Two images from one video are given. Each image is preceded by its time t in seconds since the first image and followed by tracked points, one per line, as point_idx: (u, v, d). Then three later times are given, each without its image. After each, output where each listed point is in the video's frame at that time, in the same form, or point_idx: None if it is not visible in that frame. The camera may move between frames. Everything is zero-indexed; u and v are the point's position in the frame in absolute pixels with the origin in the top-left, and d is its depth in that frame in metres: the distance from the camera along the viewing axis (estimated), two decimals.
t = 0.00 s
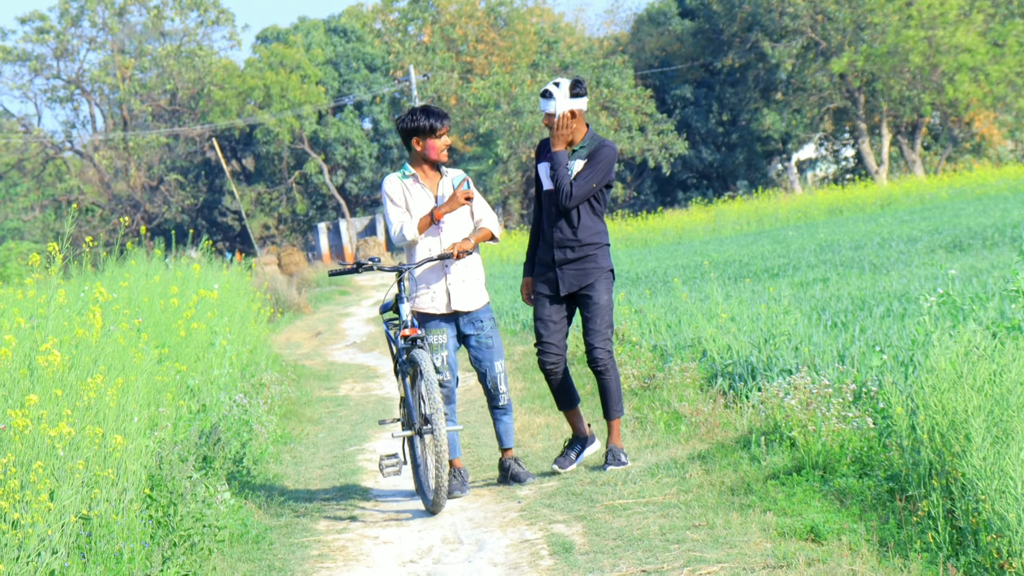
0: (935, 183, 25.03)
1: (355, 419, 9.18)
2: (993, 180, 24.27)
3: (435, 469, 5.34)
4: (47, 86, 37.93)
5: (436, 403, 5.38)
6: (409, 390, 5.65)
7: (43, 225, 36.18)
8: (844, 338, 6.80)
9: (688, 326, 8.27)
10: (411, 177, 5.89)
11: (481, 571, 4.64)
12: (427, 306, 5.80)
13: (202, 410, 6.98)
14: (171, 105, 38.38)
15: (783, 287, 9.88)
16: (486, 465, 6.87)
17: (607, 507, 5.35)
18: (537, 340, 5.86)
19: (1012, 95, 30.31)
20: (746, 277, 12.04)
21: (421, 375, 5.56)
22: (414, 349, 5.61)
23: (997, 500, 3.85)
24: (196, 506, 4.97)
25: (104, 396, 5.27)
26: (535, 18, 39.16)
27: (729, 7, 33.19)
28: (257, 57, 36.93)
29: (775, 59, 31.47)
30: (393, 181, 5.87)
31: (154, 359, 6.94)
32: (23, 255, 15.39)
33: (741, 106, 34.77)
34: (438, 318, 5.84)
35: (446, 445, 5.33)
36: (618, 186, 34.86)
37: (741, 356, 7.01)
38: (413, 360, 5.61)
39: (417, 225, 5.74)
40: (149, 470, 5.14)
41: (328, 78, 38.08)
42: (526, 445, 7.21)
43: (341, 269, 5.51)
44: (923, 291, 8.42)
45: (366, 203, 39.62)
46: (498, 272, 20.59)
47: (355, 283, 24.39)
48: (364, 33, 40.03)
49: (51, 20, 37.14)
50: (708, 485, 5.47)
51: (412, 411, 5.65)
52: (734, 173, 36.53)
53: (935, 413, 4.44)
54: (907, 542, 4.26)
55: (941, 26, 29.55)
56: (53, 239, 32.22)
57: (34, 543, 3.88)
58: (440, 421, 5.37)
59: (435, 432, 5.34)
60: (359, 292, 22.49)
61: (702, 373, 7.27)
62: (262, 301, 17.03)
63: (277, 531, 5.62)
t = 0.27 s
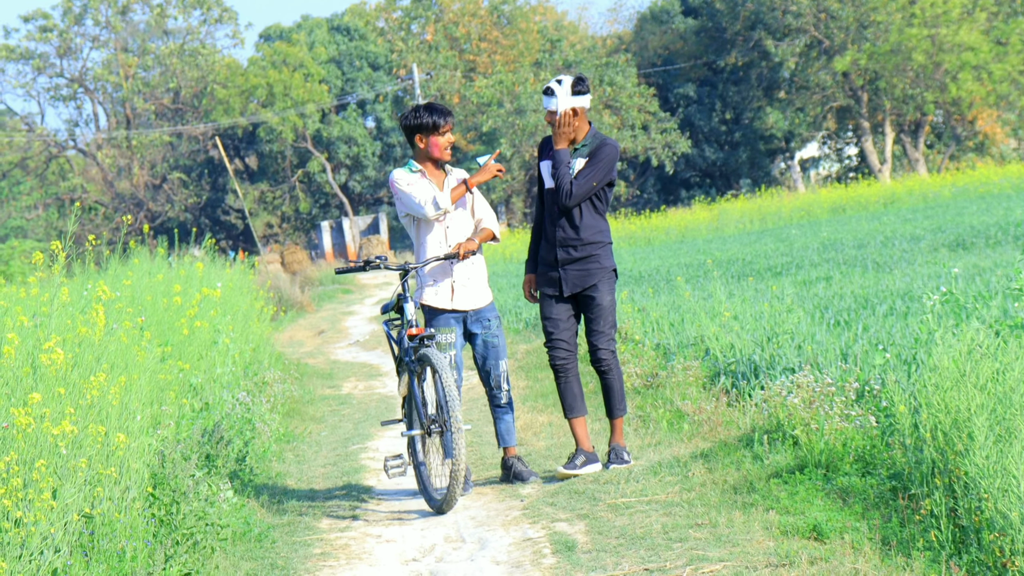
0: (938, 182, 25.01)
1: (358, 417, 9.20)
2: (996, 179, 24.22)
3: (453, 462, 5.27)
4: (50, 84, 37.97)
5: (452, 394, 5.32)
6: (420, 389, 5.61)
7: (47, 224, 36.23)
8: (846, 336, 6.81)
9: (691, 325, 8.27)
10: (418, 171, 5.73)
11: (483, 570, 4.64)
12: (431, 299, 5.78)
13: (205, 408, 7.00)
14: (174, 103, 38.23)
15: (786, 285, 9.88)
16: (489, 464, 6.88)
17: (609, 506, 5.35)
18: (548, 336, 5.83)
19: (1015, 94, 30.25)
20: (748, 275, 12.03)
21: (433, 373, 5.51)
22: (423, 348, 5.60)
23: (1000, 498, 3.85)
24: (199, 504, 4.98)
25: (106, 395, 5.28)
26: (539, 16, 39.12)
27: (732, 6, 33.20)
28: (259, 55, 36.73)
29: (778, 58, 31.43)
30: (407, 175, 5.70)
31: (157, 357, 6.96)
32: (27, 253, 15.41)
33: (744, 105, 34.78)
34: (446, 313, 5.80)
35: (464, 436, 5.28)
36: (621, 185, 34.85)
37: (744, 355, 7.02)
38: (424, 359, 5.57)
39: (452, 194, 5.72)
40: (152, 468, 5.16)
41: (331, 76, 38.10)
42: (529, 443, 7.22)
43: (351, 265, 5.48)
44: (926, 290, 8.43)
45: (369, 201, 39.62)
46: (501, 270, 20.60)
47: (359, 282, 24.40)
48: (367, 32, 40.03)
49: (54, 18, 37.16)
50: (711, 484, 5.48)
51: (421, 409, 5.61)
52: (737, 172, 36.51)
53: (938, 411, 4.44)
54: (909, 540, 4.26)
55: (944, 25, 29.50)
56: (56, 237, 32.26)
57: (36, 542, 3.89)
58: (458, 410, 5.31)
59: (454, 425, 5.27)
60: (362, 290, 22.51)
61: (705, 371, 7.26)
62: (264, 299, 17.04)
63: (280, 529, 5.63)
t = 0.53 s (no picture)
0: (938, 181, 25.02)
1: (358, 417, 9.20)
2: (997, 178, 24.25)
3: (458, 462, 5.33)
4: (51, 83, 37.98)
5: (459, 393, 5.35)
6: (423, 388, 5.61)
7: (47, 223, 36.26)
8: (847, 335, 6.80)
9: (691, 324, 8.27)
10: (417, 173, 5.76)
11: (483, 569, 4.64)
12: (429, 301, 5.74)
13: (205, 407, 7.00)
14: (174, 102, 38.22)
15: (787, 285, 9.88)
16: (488, 464, 6.89)
17: (610, 506, 5.35)
18: (546, 341, 5.87)
19: (1016, 94, 30.26)
20: (748, 275, 12.04)
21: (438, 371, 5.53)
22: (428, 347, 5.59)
23: (1001, 498, 3.84)
24: (199, 503, 4.98)
25: (107, 394, 5.28)
26: (539, 15, 39.11)
27: (733, 5, 33.22)
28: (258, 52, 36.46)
29: (779, 57, 31.43)
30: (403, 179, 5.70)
31: (157, 356, 6.96)
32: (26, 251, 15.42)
33: (744, 104, 34.79)
34: (443, 315, 5.79)
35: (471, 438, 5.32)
36: (621, 184, 34.85)
37: (745, 354, 7.02)
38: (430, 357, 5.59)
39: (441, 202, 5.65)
40: (152, 468, 5.16)
41: (332, 75, 38.11)
42: (529, 443, 7.22)
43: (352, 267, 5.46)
44: (926, 289, 8.43)
45: (370, 200, 39.61)
46: (502, 269, 20.61)
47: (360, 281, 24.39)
48: (368, 31, 40.04)
49: (55, 17, 37.17)
50: (711, 483, 5.48)
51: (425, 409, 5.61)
52: (737, 171, 36.51)
53: (938, 411, 4.43)
54: (909, 540, 4.27)
55: (945, 24, 29.50)
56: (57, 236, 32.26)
57: (37, 541, 3.89)
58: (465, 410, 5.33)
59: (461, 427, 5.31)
60: (362, 290, 22.51)
61: (705, 370, 7.26)
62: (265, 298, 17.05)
63: (280, 528, 5.64)
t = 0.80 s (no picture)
0: (937, 183, 25.02)
1: (357, 418, 9.19)
2: (996, 180, 24.23)
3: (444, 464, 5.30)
4: (50, 83, 37.96)
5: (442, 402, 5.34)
6: (417, 391, 5.60)
7: (46, 223, 36.25)
8: (846, 337, 6.80)
9: (690, 325, 8.27)
10: (407, 179, 5.81)
11: (481, 570, 4.64)
12: (421, 309, 5.74)
13: (203, 408, 7.00)
14: (173, 103, 38.27)
15: (785, 286, 9.87)
16: (487, 464, 6.89)
17: (608, 507, 5.35)
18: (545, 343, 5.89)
19: (1015, 95, 30.27)
20: (747, 276, 12.02)
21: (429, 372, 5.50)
22: (421, 349, 5.57)
23: (998, 500, 3.85)
24: (197, 504, 4.98)
25: (105, 395, 5.28)
26: (538, 16, 39.10)
27: (732, 6, 33.23)
28: (258, 55, 36.83)
29: (778, 58, 31.43)
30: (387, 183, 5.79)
31: (156, 357, 6.96)
32: (24, 252, 15.41)
33: (743, 105, 34.79)
34: (435, 321, 5.76)
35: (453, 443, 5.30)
36: (620, 185, 34.84)
37: (743, 355, 7.01)
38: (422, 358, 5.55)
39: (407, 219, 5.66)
40: (151, 468, 5.16)
41: (331, 76, 38.11)
42: (527, 444, 7.22)
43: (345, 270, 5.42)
44: (925, 291, 8.43)
45: (368, 201, 39.59)
46: (500, 271, 20.59)
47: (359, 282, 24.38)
48: (367, 32, 40.02)
49: (54, 18, 37.15)
50: (709, 485, 5.48)
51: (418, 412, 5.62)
52: (736, 172, 36.50)
53: (936, 412, 4.44)
54: (907, 541, 4.27)
55: (944, 25, 29.48)
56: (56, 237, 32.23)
57: (35, 542, 3.88)
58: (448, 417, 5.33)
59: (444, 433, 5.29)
60: (361, 291, 22.51)
61: (704, 372, 7.26)
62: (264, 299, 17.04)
63: (278, 529, 5.63)
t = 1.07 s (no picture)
0: (935, 183, 25.03)
1: (356, 419, 9.18)
2: (994, 181, 24.25)
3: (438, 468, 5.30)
4: (48, 85, 37.95)
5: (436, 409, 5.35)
6: (413, 393, 5.56)
7: (44, 225, 36.19)
8: (845, 338, 6.80)
9: (688, 327, 8.27)
10: (406, 184, 5.76)
11: (480, 571, 4.64)
12: (417, 312, 5.74)
13: (202, 409, 7.00)
14: (172, 104, 38.33)
15: (784, 288, 9.88)
16: (487, 466, 6.89)
17: (607, 508, 5.35)
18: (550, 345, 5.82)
19: (1013, 95, 30.30)
20: (746, 277, 12.02)
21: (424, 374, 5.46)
22: (416, 352, 5.54)
23: (997, 500, 3.85)
24: (196, 506, 4.98)
25: (104, 396, 5.28)
26: (536, 17, 39.11)
27: (730, 7, 33.27)
28: (257, 56, 36.76)
29: (777, 59, 31.43)
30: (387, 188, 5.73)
31: (154, 358, 6.95)
32: (23, 253, 15.41)
33: (742, 106, 34.81)
34: (431, 325, 5.75)
35: (448, 446, 5.30)
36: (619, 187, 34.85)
37: (741, 356, 7.01)
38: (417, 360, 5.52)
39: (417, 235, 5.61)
40: (150, 469, 5.15)
41: (329, 77, 38.12)
42: (526, 445, 7.22)
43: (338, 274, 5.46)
44: (923, 291, 8.45)
45: (367, 202, 39.56)
46: (499, 272, 20.58)
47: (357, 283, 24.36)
48: (365, 33, 40.03)
49: (52, 19, 37.16)
50: (709, 486, 5.47)
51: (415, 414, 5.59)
52: (735, 173, 36.51)
53: (935, 413, 4.44)
54: (906, 542, 4.26)
55: (942, 26, 29.50)
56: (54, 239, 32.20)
57: (34, 544, 3.88)
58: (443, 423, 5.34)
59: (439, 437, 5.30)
60: (359, 292, 22.51)
61: (703, 373, 7.27)
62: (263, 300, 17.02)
63: (277, 531, 5.62)
